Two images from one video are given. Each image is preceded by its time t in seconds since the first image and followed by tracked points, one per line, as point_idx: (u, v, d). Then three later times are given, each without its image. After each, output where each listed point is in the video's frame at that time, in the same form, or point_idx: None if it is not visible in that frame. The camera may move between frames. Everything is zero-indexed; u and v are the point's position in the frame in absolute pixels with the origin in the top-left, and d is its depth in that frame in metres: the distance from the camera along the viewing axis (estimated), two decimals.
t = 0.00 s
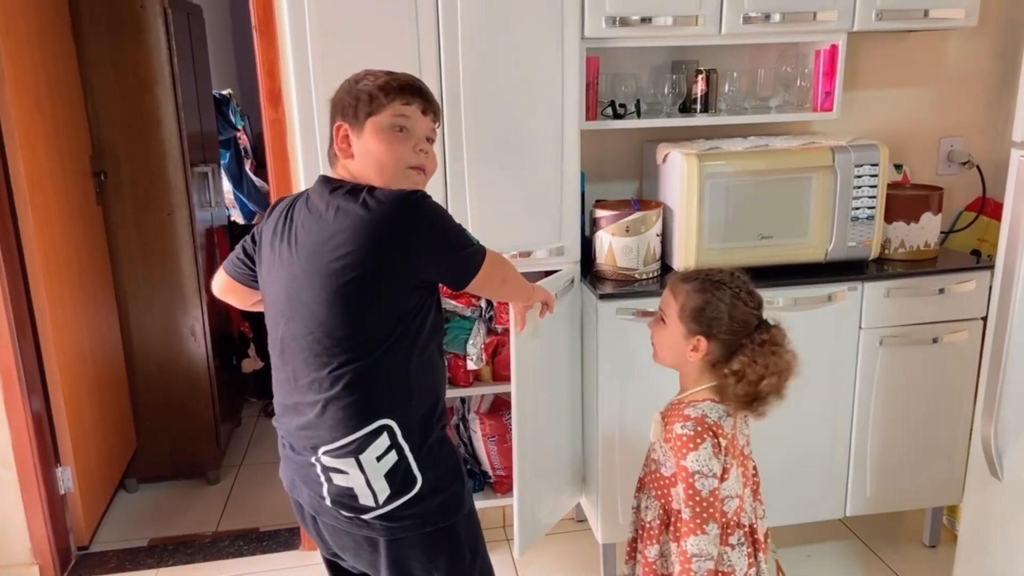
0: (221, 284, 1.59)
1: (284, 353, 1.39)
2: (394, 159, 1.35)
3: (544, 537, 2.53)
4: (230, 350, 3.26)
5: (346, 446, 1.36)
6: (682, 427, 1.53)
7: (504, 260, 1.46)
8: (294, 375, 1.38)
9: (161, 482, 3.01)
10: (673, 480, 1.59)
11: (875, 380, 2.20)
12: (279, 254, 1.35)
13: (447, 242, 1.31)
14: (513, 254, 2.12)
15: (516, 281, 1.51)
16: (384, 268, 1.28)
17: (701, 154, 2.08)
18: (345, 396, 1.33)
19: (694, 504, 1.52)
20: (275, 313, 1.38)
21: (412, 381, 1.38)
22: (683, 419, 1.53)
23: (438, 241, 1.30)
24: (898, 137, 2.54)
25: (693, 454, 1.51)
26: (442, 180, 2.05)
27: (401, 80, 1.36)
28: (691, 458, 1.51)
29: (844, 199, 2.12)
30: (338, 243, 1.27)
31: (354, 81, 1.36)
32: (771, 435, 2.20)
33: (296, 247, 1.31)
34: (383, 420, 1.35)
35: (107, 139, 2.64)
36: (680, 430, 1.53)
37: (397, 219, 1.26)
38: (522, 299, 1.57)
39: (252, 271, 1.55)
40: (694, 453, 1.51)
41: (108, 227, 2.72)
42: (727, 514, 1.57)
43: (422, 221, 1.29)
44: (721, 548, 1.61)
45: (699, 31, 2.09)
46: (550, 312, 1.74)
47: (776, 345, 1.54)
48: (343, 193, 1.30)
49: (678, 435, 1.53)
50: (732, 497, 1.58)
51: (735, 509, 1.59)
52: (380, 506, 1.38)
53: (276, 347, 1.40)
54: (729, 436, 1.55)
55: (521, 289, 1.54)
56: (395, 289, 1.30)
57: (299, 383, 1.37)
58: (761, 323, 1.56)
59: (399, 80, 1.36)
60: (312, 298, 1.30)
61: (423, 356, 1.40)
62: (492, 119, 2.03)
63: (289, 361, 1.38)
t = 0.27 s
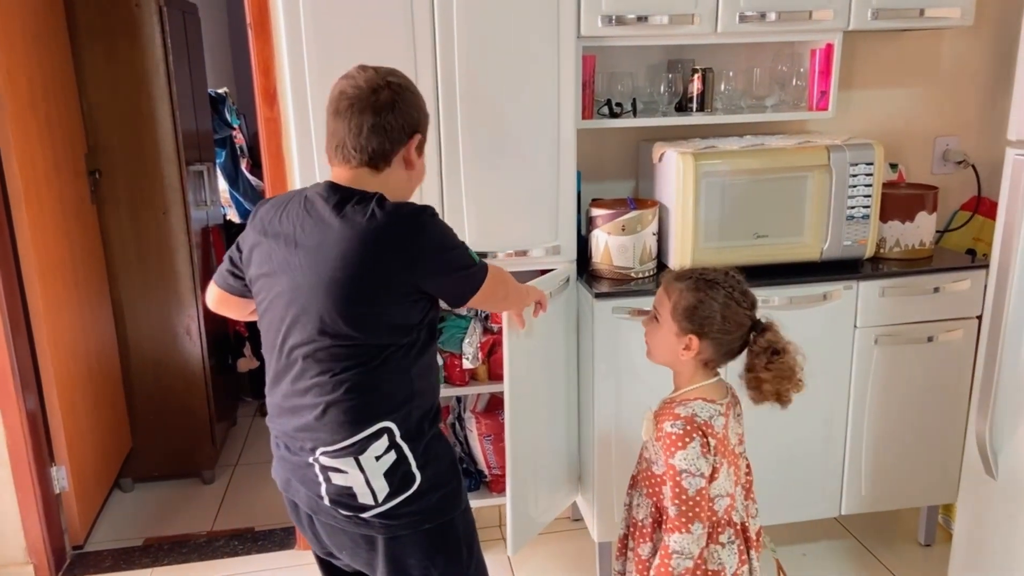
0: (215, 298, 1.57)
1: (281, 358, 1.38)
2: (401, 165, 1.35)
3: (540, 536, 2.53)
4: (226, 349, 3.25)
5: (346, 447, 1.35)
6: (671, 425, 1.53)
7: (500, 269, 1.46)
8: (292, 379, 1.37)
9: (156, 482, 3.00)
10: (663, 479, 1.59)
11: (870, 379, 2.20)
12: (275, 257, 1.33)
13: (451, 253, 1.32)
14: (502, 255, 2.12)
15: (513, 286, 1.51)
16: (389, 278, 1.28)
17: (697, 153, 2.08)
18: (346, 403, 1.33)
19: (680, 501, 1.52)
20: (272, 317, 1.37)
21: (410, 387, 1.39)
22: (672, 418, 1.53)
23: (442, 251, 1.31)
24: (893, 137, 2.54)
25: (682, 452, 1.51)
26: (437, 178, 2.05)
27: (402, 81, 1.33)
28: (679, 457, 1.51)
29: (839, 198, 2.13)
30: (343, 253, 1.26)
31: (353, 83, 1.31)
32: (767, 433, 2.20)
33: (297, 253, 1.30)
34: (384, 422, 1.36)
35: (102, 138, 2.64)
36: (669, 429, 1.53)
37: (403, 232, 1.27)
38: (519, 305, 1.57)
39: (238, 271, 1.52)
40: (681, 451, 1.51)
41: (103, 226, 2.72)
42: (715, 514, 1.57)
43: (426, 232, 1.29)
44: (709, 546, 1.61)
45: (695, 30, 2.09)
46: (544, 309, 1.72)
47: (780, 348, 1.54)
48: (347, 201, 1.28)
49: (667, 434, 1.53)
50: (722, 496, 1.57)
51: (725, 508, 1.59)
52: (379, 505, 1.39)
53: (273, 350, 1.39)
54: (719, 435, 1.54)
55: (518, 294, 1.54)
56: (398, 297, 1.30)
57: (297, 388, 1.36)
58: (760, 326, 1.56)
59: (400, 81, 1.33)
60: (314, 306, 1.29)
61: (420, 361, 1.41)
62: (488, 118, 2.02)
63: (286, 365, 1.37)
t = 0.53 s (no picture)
0: (209, 297, 1.57)
1: (277, 353, 1.37)
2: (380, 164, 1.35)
3: (529, 534, 2.54)
4: (215, 348, 3.24)
5: (348, 435, 1.36)
6: (664, 420, 1.53)
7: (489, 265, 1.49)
8: (290, 373, 1.36)
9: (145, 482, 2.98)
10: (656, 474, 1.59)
11: (858, 375, 2.22)
12: (269, 253, 1.32)
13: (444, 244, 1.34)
14: (502, 252, 2.12)
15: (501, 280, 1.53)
16: (387, 271, 1.29)
17: (686, 151, 2.08)
18: (348, 396, 1.34)
19: (673, 496, 1.53)
20: (267, 312, 1.35)
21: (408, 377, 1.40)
22: (666, 414, 1.54)
23: (436, 241, 1.32)
24: (881, 135, 2.56)
25: (676, 447, 1.51)
26: (427, 176, 2.05)
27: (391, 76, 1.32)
28: (673, 452, 1.52)
29: (827, 196, 2.14)
30: (341, 247, 1.26)
31: (340, 75, 1.30)
32: (755, 430, 2.21)
33: (292, 248, 1.29)
34: (386, 411, 1.37)
35: (89, 135, 2.62)
36: (663, 424, 1.53)
37: (399, 224, 1.28)
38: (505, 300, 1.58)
39: (221, 266, 1.50)
40: (676, 446, 1.51)
41: (90, 224, 2.70)
42: (708, 509, 1.58)
43: (420, 223, 1.31)
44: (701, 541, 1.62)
45: (684, 28, 2.10)
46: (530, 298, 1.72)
47: (752, 343, 1.52)
48: (342, 195, 1.28)
49: (661, 429, 1.54)
50: (714, 491, 1.59)
51: (717, 504, 1.60)
52: (378, 492, 1.40)
53: (269, 345, 1.38)
54: (711, 430, 1.55)
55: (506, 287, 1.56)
56: (396, 290, 1.31)
57: (295, 383, 1.36)
58: (735, 320, 1.54)
59: (390, 77, 1.32)
60: (312, 301, 1.29)
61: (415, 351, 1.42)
62: (477, 115, 2.03)
63: (284, 359, 1.36)
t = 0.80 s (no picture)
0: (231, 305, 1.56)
1: (252, 341, 1.38)
2: (349, 163, 1.31)
3: (518, 537, 2.54)
4: (202, 352, 3.22)
5: (317, 424, 1.35)
6: (659, 420, 1.53)
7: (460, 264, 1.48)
8: (265, 360, 1.37)
9: (131, 487, 2.96)
10: (648, 474, 1.59)
11: (844, 376, 2.23)
12: (247, 242, 1.33)
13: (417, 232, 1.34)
14: (491, 254, 2.11)
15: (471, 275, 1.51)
16: (360, 257, 1.29)
17: (672, 153, 2.09)
18: (320, 383, 1.33)
19: (665, 496, 1.54)
20: (243, 299, 1.36)
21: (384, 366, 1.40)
22: (661, 414, 1.53)
23: (409, 228, 1.33)
24: (866, 138, 2.58)
25: (670, 448, 1.51)
26: (414, 179, 2.05)
27: (357, 68, 1.31)
28: (667, 452, 1.52)
29: (812, 198, 2.15)
30: (314, 234, 1.27)
31: (305, 68, 1.31)
32: (742, 431, 2.22)
33: (267, 235, 1.30)
34: (356, 401, 1.36)
35: (74, 138, 2.60)
36: (658, 424, 1.53)
37: (372, 211, 1.29)
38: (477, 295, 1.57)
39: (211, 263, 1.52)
40: (670, 447, 1.52)
41: (75, 228, 2.68)
42: (699, 510, 1.58)
43: (393, 211, 1.32)
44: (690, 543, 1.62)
45: (669, 31, 2.11)
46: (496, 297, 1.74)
47: (745, 342, 1.52)
48: (315, 182, 1.29)
49: (655, 429, 1.54)
50: (706, 493, 1.59)
51: (708, 506, 1.61)
52: (347, 483, 1.38)
53: (245, 333, 1.39)
54: (705, 432, 1.55)
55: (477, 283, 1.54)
56: (369, 276, 1.32)
57: (270, 371, 1.36)
58: (726, 320, 1.54)
59: (355, 69, 1.30)
60: (285, 288, 1.29)
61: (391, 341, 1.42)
62: (464, 118, 2.03)
63: (258, 346, 1.37)
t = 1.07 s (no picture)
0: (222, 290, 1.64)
1: (214, 316, 1.49)
2: (316, 153, 1.41)
3: (508, 532, 2.53)
4: (190, 348, 3.20)
5: (253, 404, 1.44)
6: (652, 416, 1.52)
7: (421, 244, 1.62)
8: (222, 334, 1.47)
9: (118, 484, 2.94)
10: (640, 470, 1.59)
11: (834, 371, 2.23)
12: (221, 222, 1.46)
13: (379, 226, 1.43)
14: (480, 249, 2.10)
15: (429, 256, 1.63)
16: (318, 242, 1.39)
17: (662, 148, 2.08)
18: (265, 360, 1.43)
19: (654, 492, 1.53)
20: (211, 276, 1.48)
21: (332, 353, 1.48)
22: (654, 410, 1.53)
23: (366, 226, 1.42)
24: (855, 133, 2.58)
25: (662, 444, 1.51)
26: (402, 174, 2.04)
27: (332, 64, 1.40)
28: (659, 448, 1.51)
29: (802, 193, 2.15)
30: (280, 214, 1.38)
31: (285, 61, 1.42)
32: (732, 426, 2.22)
33: (238, 213, 1.42)
34: (291, 385, 1.44)
35: (59, 133, 2.57)
36: (650, 420, 1.52)
37: (337, 200, 1.39)
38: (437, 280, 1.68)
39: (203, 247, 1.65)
40: (662, 443, 1.51)
41: (61, 223, 2.65)
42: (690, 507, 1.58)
43: (360, 203, 1.41)
44: (681, 539, 1.62)
45: (659, 25, 2.10)
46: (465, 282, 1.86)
47: (738, 334, 1.51)
48: (290, 169, 1.40)
49: (648, 425, 1.53)
50: (698, 490, 1.58)
51: (700, 503, 1.60)
52: (275, 467, 1.46)
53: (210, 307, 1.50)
54: (699, 428, 1.54)
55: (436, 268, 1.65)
56: (320, 265, 1.41)
57: (224, 342, 1.46)
58: (719, 313, 1.53)
59: (329, 64, 1.40)
60: (248, 261, 1.41)
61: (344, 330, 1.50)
62: (453, 113, 2.01)
63: (218, 320, 1.47)
